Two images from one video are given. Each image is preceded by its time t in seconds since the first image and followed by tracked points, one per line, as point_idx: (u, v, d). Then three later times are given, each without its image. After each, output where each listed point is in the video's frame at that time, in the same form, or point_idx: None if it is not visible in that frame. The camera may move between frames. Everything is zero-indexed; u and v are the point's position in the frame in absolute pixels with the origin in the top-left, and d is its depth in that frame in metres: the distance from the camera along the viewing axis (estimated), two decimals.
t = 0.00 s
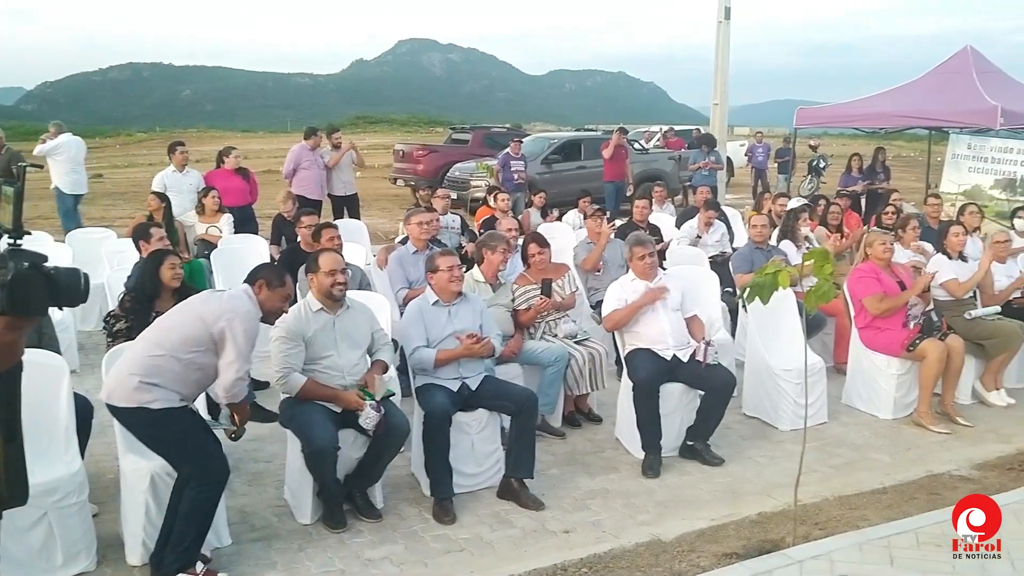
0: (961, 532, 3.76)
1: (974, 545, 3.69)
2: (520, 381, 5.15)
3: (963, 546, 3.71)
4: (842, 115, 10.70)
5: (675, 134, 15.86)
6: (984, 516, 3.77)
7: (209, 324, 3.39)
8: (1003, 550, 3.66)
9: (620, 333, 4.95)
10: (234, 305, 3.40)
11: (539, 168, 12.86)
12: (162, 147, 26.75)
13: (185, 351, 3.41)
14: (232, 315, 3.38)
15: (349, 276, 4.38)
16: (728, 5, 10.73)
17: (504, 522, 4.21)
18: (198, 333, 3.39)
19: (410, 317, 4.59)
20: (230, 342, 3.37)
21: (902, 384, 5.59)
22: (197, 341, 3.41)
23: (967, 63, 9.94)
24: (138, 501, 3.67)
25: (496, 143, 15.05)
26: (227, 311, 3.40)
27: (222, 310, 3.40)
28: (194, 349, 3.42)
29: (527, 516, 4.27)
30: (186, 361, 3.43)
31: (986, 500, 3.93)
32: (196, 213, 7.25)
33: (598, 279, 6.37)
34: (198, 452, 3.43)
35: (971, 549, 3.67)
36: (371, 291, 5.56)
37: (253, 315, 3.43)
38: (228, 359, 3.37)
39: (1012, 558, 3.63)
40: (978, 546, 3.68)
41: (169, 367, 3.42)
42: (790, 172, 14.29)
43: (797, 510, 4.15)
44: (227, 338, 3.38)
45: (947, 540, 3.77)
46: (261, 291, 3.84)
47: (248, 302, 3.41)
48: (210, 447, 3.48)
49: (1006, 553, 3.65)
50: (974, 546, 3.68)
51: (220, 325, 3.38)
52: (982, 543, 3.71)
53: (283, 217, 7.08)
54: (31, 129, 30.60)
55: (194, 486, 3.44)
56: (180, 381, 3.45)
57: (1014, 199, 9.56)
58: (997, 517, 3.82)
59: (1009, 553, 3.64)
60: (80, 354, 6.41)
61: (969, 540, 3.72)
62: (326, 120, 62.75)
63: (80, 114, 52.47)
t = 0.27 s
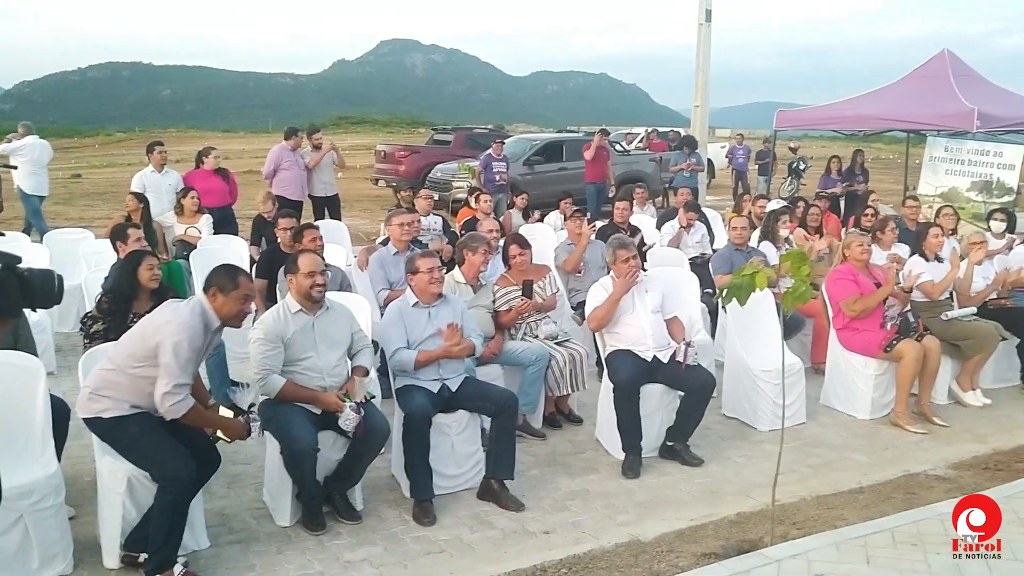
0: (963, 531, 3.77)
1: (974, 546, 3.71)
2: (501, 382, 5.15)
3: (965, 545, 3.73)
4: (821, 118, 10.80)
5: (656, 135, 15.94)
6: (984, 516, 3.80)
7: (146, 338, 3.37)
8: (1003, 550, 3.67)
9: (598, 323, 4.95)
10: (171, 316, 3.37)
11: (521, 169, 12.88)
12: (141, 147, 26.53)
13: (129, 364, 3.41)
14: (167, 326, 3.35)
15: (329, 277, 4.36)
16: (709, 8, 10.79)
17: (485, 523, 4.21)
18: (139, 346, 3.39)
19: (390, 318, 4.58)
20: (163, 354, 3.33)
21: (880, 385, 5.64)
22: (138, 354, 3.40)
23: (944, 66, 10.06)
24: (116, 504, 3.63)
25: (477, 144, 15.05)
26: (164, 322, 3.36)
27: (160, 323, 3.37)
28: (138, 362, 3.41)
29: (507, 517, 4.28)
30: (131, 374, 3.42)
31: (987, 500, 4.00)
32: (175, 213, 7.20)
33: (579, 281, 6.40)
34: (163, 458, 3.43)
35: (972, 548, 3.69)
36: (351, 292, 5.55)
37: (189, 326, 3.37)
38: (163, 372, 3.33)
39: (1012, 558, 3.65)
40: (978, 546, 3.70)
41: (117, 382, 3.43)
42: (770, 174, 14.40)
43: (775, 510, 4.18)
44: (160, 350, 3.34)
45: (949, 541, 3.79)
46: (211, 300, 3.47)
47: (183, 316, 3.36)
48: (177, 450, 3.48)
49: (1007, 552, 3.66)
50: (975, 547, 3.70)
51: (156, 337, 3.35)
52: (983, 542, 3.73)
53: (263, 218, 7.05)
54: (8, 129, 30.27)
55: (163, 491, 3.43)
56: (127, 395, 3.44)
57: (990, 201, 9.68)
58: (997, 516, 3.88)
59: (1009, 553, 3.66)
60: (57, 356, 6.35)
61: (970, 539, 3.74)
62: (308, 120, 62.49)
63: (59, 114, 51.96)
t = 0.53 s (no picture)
0: (962, 531, 3.91)
1: (974, 546, 3.78)
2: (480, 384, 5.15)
3: (965, 545, 3.79)
4: (798, 122, 10.89)
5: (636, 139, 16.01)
6: (983, 518, 3.96)
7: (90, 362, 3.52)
8: (1002, 549, 3.73)
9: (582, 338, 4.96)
10: (111, 343, 3.48)
11: (501, 171, 12.90)
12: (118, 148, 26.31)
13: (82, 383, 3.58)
14: (106, 352, 3.46)
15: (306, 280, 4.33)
16: (688, 12, 10.85)
17: (463, 526, 4.21)
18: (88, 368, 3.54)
19: (368, 321, 4.56)
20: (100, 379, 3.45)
21: (855, 386, 5.69)
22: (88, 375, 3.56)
23: (919, 71, 10.18)
24: (91, 508, 3.60)
25: (458, 146, 15.05)
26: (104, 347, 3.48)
27: (103, 347, 3.50)
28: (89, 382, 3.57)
29: (486, 519, 4.28)
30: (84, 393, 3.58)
31: (988, 504, 4.15)
32: (151, 215, 7.15)
33: (558, 283, 6.42)
34: (117, 461, 3.49)
35: (972, 549, 3.74)
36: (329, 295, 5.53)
37: (123, 353, 3.47)
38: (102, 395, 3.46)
39: (1011, 558, 3.70)
40: (978, 546, 3.77)
41: (73, 399, 3.60)
42: (749, 177, 14.50)
43: (752, 511, 4.21)
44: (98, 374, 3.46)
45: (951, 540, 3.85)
46: (149, 328, 3.52)
47: (119, 344, 3.47)
48: (134, 452, 3.54)
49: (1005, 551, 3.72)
50: (975, 546, 3.76)
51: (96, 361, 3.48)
52: (982, 542, 3.81)
53: (240, 219, 7.02)
54: None
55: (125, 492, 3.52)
56: (81, 410, 3.60)
57: (964, 205, 9.79)
58: (998, 518, 4.02)
59: (1008, 552, 3.71)
60: (31, 359, 6.29)
61: (970, 539, 3.83)
62: (287, 122, 62.20)
63: (34, 114, 51.40)
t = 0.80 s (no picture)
0: (963, 531, 3.95)
1: (974, 545, 3.82)
2: (459, 387, 5.15)
3: (965, 544, 3.83)
4: (775, 125, 10.98)
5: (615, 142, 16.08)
6: (984, 518, 4.00)
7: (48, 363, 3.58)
8: (1003, 549, 3.77)
9: (563, 359, 4.94)
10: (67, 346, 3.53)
11: (480, 174, 12.91)
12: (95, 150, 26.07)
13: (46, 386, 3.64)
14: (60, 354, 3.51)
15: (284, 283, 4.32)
16: (667, 16, 10.92)
17: (441, 529, 4.20)
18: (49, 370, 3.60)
19: (346, 324, 4.55)
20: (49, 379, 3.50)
21: (832, 387, 5.75)
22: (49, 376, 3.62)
23: (894, 76, 10.30)
24: (62, 514, 3.53)
25: (437, 149, 15.05)
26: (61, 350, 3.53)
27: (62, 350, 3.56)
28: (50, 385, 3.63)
29: (464, 523, 4.27)
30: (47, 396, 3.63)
31: (990, 506, 4.19)
32: (127, 218, 7.09)
33: (537, 286, 6.44)
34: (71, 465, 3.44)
35: (972, 549, 3.77)
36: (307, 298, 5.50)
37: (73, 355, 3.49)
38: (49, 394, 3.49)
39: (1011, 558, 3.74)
40: (978, 546, 3.80)
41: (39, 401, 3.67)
42: (727, 181, 14.60)
43: (729, 513, 4.23)
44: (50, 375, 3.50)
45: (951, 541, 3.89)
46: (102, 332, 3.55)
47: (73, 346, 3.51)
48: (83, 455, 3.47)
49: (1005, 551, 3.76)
50: (975, 547, 3.79)
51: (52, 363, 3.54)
52: (982, 542, 3.84)
53: (217, 222, 6.97)
54: None
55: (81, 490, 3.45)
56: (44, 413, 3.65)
57: (939, 208, 9.91)
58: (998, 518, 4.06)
59: (1009, 553, 3.75)
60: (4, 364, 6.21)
61: (970, 539, 3.86)
62: (266, 124, 61.87)
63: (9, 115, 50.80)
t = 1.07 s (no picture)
0: (962, 530, 3.96)
1: (974, 545, 3.84)
2: (428, 391, 5.14)
3: (965, 544, 3.85)
4: (741, 128, 11.10)
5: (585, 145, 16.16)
6: (983, 517, 4.00)
7: None
8: (1002, 550, 3.79)
9: (532, 362, 4.96)
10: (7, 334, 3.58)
11: (450, 177, 12.90)
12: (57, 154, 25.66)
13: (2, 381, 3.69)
14: None
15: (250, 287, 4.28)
16: (634, 20, 10.99)
17: (410, 533, 4.18)
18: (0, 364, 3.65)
19: (314, 328, 4.53)
20: None
21: (798, 387, 5.82)
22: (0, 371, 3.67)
23: (857, 79, 10.46)
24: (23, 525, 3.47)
25: (406, 152, 15.01)
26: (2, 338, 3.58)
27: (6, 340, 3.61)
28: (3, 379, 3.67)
29: (434, 526, 4.26)
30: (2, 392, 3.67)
31: (989, 505, 4.20)
32: (90, 223, 6.99)
33: (507, 289, 6.44)
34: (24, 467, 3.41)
35: (971, 549, 3.80)
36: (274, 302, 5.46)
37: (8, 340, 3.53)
38: None
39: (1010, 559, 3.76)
40: (978, 546, 3.82)
41: None
42: (694, 183, 14.73)
43: (697, 512, 4.27)
44: None
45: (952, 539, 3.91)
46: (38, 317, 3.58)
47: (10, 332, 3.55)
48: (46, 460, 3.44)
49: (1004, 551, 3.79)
50: (974, 547, 3.81)
51: None
52: (982, 542, 3.86)
53: (183, 227, 6.89)
54: None
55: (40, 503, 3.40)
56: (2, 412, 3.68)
57: (902, 209, 10.08)
58: (998, 517, 4.07)
59: (1008, 553, 3.77)
60: None
61: (970, 539, 3.87)
62: (234, 127, 61.31)
63: None
